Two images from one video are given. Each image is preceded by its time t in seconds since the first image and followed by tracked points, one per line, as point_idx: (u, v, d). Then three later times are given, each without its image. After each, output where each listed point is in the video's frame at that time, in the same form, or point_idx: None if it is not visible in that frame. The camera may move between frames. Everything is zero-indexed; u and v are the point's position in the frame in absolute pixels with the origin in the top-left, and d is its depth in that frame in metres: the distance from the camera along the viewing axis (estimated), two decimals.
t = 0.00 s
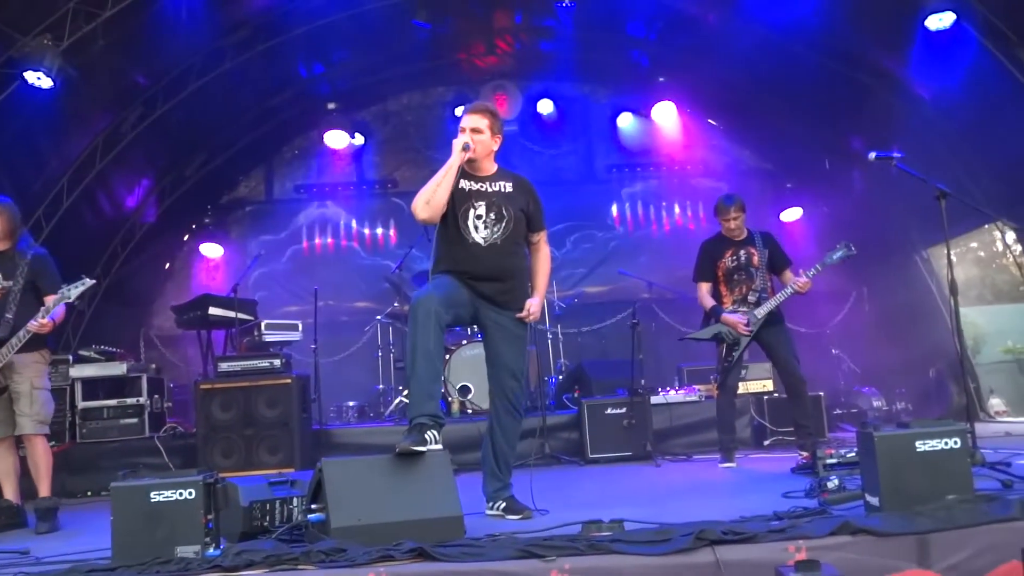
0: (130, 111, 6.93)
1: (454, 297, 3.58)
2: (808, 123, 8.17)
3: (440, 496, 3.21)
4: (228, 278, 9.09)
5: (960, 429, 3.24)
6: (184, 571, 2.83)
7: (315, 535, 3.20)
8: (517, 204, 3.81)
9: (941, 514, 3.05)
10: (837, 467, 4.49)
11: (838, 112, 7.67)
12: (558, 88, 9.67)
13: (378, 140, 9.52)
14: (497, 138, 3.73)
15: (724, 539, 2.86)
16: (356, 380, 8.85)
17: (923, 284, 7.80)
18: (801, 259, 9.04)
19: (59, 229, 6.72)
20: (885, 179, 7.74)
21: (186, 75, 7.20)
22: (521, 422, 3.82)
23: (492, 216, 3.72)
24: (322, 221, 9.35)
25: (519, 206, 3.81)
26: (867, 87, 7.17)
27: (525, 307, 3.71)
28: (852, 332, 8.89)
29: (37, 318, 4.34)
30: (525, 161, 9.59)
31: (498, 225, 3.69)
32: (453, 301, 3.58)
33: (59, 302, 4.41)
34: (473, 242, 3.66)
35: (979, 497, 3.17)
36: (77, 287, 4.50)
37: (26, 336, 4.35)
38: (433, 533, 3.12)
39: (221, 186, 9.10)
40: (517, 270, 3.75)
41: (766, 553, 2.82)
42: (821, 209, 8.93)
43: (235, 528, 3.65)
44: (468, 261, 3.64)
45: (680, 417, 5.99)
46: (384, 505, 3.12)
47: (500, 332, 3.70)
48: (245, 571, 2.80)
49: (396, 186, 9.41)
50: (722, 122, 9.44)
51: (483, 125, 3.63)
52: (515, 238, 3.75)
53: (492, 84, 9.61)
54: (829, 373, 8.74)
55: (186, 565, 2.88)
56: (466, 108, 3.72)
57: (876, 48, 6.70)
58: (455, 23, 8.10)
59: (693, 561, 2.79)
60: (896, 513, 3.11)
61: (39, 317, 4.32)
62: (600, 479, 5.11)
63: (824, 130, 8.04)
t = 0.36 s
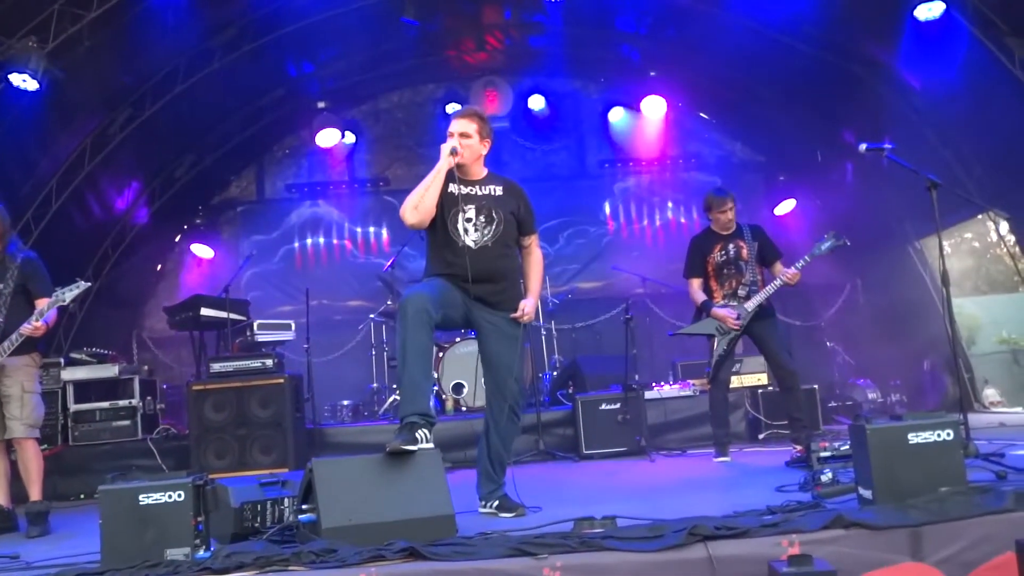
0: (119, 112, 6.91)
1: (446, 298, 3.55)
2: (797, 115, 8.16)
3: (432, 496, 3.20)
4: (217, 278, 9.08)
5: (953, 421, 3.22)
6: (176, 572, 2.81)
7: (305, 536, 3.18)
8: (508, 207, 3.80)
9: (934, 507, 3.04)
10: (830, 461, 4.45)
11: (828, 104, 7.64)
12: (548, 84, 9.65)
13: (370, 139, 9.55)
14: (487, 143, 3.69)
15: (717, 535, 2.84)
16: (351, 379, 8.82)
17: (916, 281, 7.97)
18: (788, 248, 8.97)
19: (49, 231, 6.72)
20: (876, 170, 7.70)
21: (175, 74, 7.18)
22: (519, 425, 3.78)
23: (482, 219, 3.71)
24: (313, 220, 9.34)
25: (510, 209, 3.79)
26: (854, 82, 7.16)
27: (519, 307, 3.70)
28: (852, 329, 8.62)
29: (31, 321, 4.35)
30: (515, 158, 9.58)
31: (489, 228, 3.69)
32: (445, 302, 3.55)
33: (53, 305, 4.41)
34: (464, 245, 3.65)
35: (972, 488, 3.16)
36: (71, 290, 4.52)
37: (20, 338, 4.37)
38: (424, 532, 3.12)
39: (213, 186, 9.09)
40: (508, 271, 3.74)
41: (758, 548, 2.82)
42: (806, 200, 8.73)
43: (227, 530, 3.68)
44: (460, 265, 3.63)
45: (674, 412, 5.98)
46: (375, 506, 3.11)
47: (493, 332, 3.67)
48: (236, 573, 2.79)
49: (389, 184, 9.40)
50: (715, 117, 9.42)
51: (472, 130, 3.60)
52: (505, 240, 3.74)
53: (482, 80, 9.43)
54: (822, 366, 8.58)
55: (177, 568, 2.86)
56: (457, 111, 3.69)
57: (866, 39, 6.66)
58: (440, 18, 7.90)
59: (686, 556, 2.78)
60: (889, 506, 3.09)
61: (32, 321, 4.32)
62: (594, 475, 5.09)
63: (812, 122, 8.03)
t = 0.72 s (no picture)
0: (109, 117, 6.87)
1: (439, 295, 3.54)
2: (788, 108, 8.15)
3: (428, 496, 3.21)
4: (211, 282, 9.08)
5: (946, 412, 3.22)
6: None
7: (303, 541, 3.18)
8: (497, 200, 3.77)
9: (930, 497, 3.03)
10: (827, 454, 4.45)
11: (819, 96, 7.62)
12: (538, 81, 9.60)
13: (361, 139, 9.51)
14: (475, 132, 3.67)
15: (714, 531, 2.85)
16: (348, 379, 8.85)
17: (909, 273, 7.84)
18: (783, 241, 9.11)
19: (40, 239, 6.68)
20: (867, 163, 7.71)
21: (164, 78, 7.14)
22: (510, 418, 3.79)
23: (472, 213, 3.67)
24: (306, 222, 9.33)
25: (500, 202, 3.77)
26: (845, 74, 7.13)
27: (511, 304, 3.68)
28: (848, 321, 8.76)
29: (24, 329, 4.35)
30: (508, 155, 9.56)
31: (479, 221, 3.65)
32: (438, 299, 3.54)
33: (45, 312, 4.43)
34: (454, 239, 3.62)
35: (967, 478, 3.15)
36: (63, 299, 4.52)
37: (11, 347, 4.36)
38: (423, 534, 3.12)
39: (204, 189, 9.05)
40: (500, 266, 3.72)
41: (755, 543, 2.82)
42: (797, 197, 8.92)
43: (226, 536, 3.66)
44: (450, 259, 3.60)
45: (670, 407, 5.99)
46: (373, 508, 3.11)
47: (485, 330, 3.67)
48: None
49: (381, 184, 9.38)
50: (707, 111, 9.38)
51: (460, 119, 3.58)
52: (496, 234, 3.71)
53: (473, 78, 9.35)
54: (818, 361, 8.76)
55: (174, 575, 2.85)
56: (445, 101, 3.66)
57: (855, 32, 6.64)
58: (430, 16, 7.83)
59: (684, 553, 2.78)
60: (886, 498, 3.08)
61: (25, 329, 4.33)
62: (591, 472, 5.09)
63: (803, 114, 8.02)
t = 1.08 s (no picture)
0: (109, 112, 6.87)
1: (433, 300, 3.54)
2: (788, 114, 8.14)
3: (420, 497, 3.21)
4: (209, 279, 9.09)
5: (938, 420, 3.23)
6: None
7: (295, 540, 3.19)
8: (492, 209, 3.75)
9: (921, 505, 3.04)
10: (819, 459, 4.44)
11: (818, 103, 7.62)
12: (538, 83, 9.64)
13: (361, 137, 9.52)
14: (469, 139, 3.67)
15: (706, 536, 2.85)
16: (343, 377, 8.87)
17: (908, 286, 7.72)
18: (780, 249, 9.18)
19: (38, 232, 6.68)
20: (867, 171, 7.70)
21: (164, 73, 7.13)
22: (505, 421, 3.79)
23: (467, 225, 3.67)
24: (303, 220, 9.30)
25: (495, 212, 3.75)
26: (845, 82, 7.13)
27: (505, 308, 3.68)
28: (845, 325, 8.79)
29: (19, 322, 4.36)
30: (506, 157, 9.56)
31: (473, 234, 3.65)
32: (431, 304, 3.55)
33: (42, 305, 4.45)
34: (450, 252, 3.63)
35: (958, 487, 3.16)
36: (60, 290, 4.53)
37: (7, 340, 4.35)
38: (414, 535, 3.12)
39: (203, 185, 9.06)
40: (495, 273, 3.73)
41: (745, 548, 2.82)
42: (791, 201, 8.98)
43: (217, 533, 3.67)
44: (446, 270, 3.62)
45: (665, 411, 5.99)
46: (365, 507, 3.12)
47: (480, 333, 3.68)
48: None
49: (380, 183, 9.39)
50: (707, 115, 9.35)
51: (453, 128, 3.57)
52: (491, 245, 3.71)
53: (473, 81, 9.48)
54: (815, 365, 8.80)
55: (165, 571, 2.85)
56: (435, 107, 3.64)
57: (856, 40, 6.66)
58: (433, 18, 7.97)
59: (674, 558, 2.79)
60: (878, 505, 3.09)
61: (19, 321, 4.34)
62: (584, 474, 5.10)
63: (802, 120, 8.02)
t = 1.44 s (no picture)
0: (99, 110, 6.86)
1: (424, 295, 3.55)
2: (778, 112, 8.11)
3: (410, 495, 3.22)
4: (201, 279, 9.07)
5: (928, 418, 3.25)
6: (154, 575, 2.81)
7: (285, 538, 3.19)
8: (486, 203, 3.78)
9: (910, 503, 3.05)
10: (810, 457, 4.46)
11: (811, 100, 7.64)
12: (532, 81, 9.61)
13: (354, 135, 9.52)
14: (464, 139, 3.68)
15: (696, 533, 2.87)
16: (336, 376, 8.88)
17: (903, 290, 7.95)
18: (772, 249, 9.14)
19: (28, 231, 6.68)
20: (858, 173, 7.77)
21: (155, 72, 7.12)
22: (497, 421, 3.80)
23: (459, 216, 3.71)
24: (297, 219, 9.33)
25: (489, 206, 3.78)
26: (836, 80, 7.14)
27: (495, 305, 3.69)
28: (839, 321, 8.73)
29: (7, 320, 4.38)
30: (496, 155, 9.52)
31: (465, 224, 3.68)
32: (422, 299, 3.56)
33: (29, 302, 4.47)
34: (440, 242, 3.65)
35: (947, 484, 3.18)
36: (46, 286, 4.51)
37: None
38: (406, 533, 3.14)
39: (196, 184, 9.04)
40: (485, 269, 3.73)
41: (733, 546, 2.84)
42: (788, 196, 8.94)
43: (208, 532, 3.68)
44: (436, 260, 3.62)
45: (657, 409, 6.01)
46: (356, 506, 3.13)
47: (470, 332, 3.68)
48: None
49: (373, 182, 9.39)
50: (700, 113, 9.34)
51: (449, 128, 3.58)
52: (483, 238, 3.73)
53: (466, 78, 9.46)
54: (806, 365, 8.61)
55: (155, 571, 2.85)
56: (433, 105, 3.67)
57: (845, 37, 6.68)
58: (426, 15, 7.92)
59: (663, 555, 2.80)
60: (867, 502, 3.11)
61: (7, 319, 4.36)
62: (575, 472, 5.10)
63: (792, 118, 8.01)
